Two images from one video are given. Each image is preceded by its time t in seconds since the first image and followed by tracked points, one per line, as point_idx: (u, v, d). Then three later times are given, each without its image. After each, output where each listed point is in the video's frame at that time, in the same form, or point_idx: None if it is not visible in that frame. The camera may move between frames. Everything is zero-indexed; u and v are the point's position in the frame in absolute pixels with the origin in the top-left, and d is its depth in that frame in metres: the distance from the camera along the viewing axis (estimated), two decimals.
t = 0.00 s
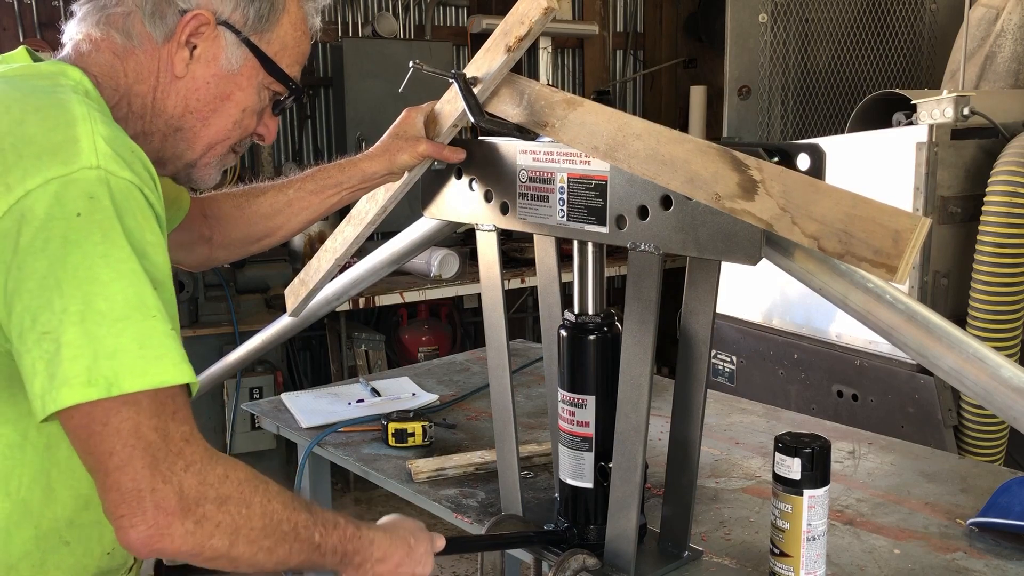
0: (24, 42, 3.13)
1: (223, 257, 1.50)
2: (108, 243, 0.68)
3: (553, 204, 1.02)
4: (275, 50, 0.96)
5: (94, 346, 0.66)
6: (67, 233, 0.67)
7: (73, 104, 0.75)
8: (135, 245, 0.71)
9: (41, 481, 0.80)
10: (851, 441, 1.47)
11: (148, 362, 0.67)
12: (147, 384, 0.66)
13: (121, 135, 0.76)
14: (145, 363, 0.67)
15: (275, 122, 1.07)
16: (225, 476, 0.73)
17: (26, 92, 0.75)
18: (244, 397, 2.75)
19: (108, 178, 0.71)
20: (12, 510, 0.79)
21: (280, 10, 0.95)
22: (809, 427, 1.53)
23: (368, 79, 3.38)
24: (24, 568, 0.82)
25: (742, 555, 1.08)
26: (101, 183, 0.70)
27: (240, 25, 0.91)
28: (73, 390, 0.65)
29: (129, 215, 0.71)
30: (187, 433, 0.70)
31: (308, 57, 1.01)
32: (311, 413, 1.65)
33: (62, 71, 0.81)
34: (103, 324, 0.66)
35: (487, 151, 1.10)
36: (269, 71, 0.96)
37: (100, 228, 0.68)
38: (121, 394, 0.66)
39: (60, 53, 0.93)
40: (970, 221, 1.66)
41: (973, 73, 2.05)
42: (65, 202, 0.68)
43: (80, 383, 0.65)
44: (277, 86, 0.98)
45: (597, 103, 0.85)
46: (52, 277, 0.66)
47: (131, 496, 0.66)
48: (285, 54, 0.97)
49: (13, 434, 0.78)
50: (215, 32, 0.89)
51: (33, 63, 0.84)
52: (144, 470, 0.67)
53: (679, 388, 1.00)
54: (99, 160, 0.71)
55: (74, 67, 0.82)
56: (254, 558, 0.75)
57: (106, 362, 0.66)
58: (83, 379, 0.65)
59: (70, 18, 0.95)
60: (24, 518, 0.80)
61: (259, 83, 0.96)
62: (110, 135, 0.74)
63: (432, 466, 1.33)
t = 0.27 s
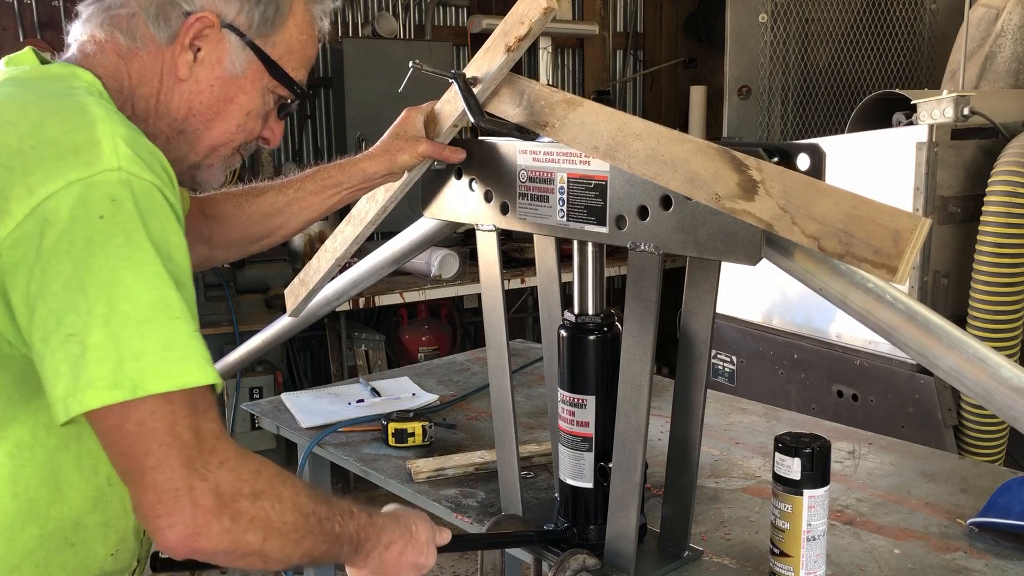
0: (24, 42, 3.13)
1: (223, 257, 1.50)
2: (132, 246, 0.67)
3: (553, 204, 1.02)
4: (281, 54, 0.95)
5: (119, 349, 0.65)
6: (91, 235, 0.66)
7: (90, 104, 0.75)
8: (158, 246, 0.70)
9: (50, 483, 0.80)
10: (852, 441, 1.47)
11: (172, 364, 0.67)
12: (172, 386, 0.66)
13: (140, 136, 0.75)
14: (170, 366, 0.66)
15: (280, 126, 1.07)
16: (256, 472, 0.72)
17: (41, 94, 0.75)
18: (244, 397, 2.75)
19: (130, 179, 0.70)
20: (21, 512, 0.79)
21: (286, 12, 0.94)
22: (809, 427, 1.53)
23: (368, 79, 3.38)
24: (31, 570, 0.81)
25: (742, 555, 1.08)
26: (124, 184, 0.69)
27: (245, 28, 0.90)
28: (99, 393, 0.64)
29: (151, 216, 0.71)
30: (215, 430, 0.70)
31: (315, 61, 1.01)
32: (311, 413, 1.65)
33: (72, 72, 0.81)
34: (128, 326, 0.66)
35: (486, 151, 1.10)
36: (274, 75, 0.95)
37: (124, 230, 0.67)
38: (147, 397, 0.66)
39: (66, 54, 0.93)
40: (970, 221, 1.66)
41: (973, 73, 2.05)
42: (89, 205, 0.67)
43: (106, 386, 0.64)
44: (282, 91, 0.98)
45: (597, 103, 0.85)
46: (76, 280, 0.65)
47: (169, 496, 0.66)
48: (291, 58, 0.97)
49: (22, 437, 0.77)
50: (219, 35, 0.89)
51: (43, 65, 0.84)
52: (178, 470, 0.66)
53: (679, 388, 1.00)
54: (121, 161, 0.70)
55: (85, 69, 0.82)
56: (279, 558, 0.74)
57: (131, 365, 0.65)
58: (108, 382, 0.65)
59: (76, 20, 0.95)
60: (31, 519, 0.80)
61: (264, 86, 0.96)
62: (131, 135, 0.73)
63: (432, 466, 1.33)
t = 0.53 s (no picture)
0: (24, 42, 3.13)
1: (223, 257, 1.50)
2: (129, 256, 0.66)
3: (553, 204, 1.02)
4: (289, 51, 0.96)
5: (112, 362, 0.64)
6: (89, 244, 0.65)
7: (95, 111, 0.74)
8: (156, 258, 0.69)
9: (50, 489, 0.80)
10: (852, 441, 1.47)
11: (166, 378, 0.65)
12: (164, 401, 0.65)
13: (143, 147, 0.75)
14: (163, 380, 0.65)
15: (290, 123, 1.07)
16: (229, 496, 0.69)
17: (45, 99, 0.74)
18: (244, 397, 2.76)
19: (131, 190, 0.69)
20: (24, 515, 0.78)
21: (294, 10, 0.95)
22: (810, 428, 1.53)
23: (368, 79, 3.38)
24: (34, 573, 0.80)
25: (742, 555, 1.08)
26: (124, 195, 0.68)
27: (253, 26, 0.91)
28: (89, 406, 0.62)
29: (150, 228, 0.70)
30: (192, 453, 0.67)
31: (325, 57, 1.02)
32: (311, 413, 1.65)
33: (82, 77, 0.80)
34: (123, 338, 0.64)
35: (486, 151, 1.10)
36: (283, 72, 0.96)
37: (122, 240, 0.66)
38: (139, 410, 0.64)
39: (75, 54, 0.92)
40: (970, 221, 1.65)
41: (973, 73, 2.05)
42: (88, 213, 0.66)
43: (96, 400, 0.63)
44: (292, 87, 0.99)
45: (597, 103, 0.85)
46: (71, 289, 0.64)
47: (133, 520, 0.64)
48: (301, 56, 0.98)
49: (23, 443, 0.77)
50: (227, 33, 0.89)
51: (50, 68, 0.83)
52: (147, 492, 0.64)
53: (679, 388, 1.00)
54: (122, 171, 0.69)
55: (95, 75, 0.81)
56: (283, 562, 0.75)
57: (124, 378, 0.64)
58: (99, 396, 0.63)
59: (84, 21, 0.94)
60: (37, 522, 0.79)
61: (274, 84, 0.96)
62: (133, 145, 0.72)
63: (432, 466, 1.33)
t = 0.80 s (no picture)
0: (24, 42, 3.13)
1: (223, 257, 1.50)
2: (121, 269, 0.67)
3: (553, 204, 1.02)
4: (297, 54, 0.96)
5: (104, 375, 0.65)
6: (81, 256, 0.66)
7: (94, 119, 0.74)
8: (149, 270, 0.70)
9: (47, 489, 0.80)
10: (852, 441, 1.47)
11: (157, 392, 0.66)
12: (155, 415, 0.66)
13: (141, 155, 0.75)
14: (154, 394, 0.66)
15: (297, 127, 1.07)
16: (216, 505, 0.70)
17: (43, 106, 0.74)
18: (244, 397, 2.76)
19: (125, 201, 0.70)
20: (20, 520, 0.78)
21: (301, 12, 0.95)
22: (809, 428, 1.53)
23: (368, 79, 3.38)
24: None
25: (741, 555, 1.08)
26: (117, 205, 0.69)
27: (260, 28, 0.91)
28: (80, 419, 0.64)
29: (145, 239, 0.70)
30: (196, 463, 0.69)
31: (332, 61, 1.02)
32: (311, 413, 1.65)
33: (81, 80, 0.79)
34: (114, 352, 0.66)
35: (486, 151, 1.10)
36: (289, 75, 0.96)
37: (115, 253, 0.67)
38: (130, 424, 0.65)
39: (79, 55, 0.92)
40: (970, 221, 1.65)
41: (973, 73, 2.05)
42: (81, 224, 0.67)
43: (87, 413, 0.64)
44: (298, 90, 0.99)
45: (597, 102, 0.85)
46: (63, 302, 0.65)
47: (137, 531, 0.66)
48: (307, 57, 0.97)
49: (24, 443, 0.77)
50: (234, 35, 0.89)
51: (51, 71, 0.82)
52: (150, 502, 0.66)
53: (679, 388, 1.00)
54: (117, 180, 0.70)
55: (96, 79, 0.80)
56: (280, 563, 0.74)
57: (114, 392, 0.65)
58: (90, 409, 0.64)
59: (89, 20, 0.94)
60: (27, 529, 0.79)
61: (280, 86, 0.96)
62: (129, 154, 0.72)
63: (432, 466, 1.33)
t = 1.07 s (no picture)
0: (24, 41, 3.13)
1: (223, 257, 1.50)
2: (126, 280, 0.67)
3: (553, 204, 1.02)
4: (299, 57, 0.95)
5: (107, 385, 0.65)
6: (87, 267, 0.66)
7: (99, 124, 0.74)
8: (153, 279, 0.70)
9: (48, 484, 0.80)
10: (852, 441, 1.47)
11: (161, 403, 0.67)
12: (158, 425, 0.66)
13: (147, 162, 0.74)
14: (157, 405, 0.66)
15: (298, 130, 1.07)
16: (216, 503, 0.70)
17: (48, 110, 0.74)
18: (244, 397, 2.75)
19: (131, 210, 0.69)
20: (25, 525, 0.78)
21: (305, 16, 0.95)
22: (809, 428, 1.53)
23: (368, 79, 3.38)
24: None
25: (741, 555, 1.08)
26: (124, 215, 0.69)
27: (264, 32, 0.91)
28: (83, 428, 0.64)
29: (149, 248, 0.70)
30: (207, 467, 0.70)
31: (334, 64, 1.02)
32: (311, 413, 1.65)
33: (86, 86, 0.79)
34: (118, 362, 0.66)
35: (486, 151, 1.10)
36: (292, 79, 0.96)
37: (120, 264, 0.67)
38: (133, 432, 0.66)
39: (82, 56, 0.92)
40: (970, 221, 1.65)
41: (973, 73, 2.05)
42: (88, 233, 0.67)
43: (90, 423, 0.65)
44: (301, 94, 0.99)
45: (597, 102, 0.85)
46: (67, 312, 0.65)
47: (152, 534, 0.67)
48: (311, 61, 0.97)
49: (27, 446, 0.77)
50: (238, 39, 0.89)
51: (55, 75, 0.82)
52: (163, 507, 0.67)
53: (679, 388, 1.00)
54: (123, 189, 0.70)
55: (101, 83, 0.80)
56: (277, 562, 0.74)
57: (118, 401, 0.65)
58: (93, 419, 0.65)
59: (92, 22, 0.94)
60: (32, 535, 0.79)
61: (283, 91, 0.96)
62: (135, 162, 0.72)
63: (432, 466, 1.33)
